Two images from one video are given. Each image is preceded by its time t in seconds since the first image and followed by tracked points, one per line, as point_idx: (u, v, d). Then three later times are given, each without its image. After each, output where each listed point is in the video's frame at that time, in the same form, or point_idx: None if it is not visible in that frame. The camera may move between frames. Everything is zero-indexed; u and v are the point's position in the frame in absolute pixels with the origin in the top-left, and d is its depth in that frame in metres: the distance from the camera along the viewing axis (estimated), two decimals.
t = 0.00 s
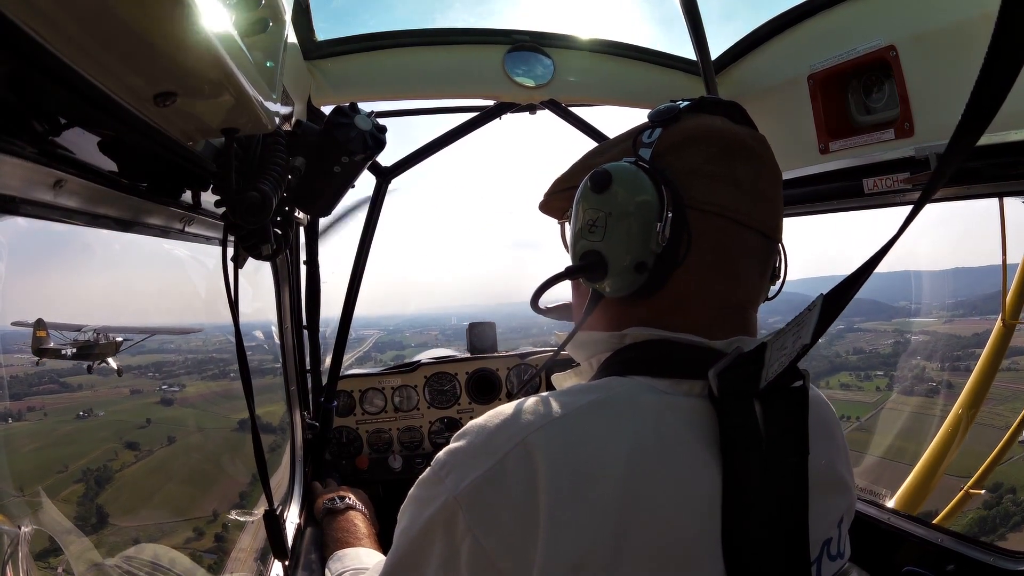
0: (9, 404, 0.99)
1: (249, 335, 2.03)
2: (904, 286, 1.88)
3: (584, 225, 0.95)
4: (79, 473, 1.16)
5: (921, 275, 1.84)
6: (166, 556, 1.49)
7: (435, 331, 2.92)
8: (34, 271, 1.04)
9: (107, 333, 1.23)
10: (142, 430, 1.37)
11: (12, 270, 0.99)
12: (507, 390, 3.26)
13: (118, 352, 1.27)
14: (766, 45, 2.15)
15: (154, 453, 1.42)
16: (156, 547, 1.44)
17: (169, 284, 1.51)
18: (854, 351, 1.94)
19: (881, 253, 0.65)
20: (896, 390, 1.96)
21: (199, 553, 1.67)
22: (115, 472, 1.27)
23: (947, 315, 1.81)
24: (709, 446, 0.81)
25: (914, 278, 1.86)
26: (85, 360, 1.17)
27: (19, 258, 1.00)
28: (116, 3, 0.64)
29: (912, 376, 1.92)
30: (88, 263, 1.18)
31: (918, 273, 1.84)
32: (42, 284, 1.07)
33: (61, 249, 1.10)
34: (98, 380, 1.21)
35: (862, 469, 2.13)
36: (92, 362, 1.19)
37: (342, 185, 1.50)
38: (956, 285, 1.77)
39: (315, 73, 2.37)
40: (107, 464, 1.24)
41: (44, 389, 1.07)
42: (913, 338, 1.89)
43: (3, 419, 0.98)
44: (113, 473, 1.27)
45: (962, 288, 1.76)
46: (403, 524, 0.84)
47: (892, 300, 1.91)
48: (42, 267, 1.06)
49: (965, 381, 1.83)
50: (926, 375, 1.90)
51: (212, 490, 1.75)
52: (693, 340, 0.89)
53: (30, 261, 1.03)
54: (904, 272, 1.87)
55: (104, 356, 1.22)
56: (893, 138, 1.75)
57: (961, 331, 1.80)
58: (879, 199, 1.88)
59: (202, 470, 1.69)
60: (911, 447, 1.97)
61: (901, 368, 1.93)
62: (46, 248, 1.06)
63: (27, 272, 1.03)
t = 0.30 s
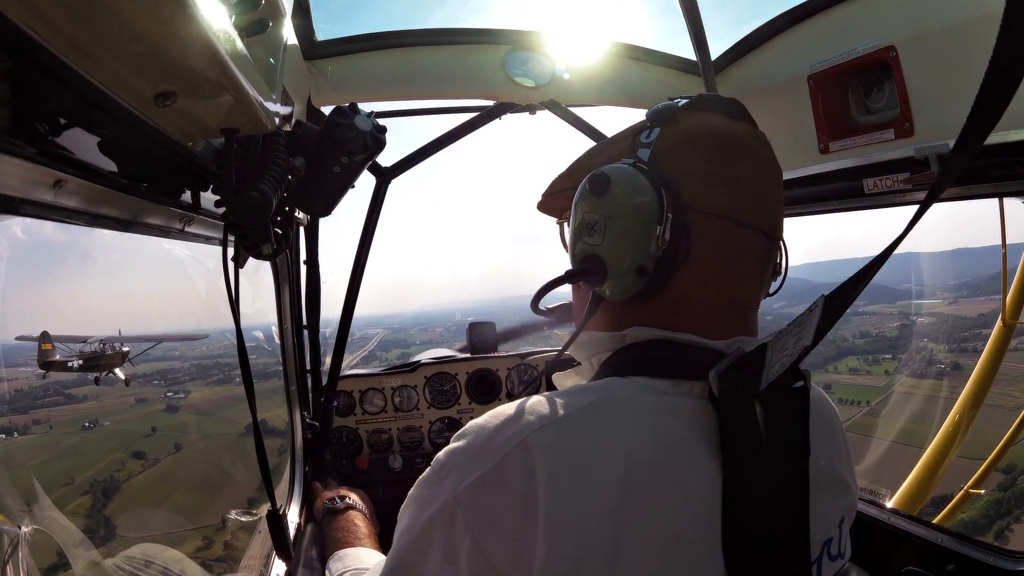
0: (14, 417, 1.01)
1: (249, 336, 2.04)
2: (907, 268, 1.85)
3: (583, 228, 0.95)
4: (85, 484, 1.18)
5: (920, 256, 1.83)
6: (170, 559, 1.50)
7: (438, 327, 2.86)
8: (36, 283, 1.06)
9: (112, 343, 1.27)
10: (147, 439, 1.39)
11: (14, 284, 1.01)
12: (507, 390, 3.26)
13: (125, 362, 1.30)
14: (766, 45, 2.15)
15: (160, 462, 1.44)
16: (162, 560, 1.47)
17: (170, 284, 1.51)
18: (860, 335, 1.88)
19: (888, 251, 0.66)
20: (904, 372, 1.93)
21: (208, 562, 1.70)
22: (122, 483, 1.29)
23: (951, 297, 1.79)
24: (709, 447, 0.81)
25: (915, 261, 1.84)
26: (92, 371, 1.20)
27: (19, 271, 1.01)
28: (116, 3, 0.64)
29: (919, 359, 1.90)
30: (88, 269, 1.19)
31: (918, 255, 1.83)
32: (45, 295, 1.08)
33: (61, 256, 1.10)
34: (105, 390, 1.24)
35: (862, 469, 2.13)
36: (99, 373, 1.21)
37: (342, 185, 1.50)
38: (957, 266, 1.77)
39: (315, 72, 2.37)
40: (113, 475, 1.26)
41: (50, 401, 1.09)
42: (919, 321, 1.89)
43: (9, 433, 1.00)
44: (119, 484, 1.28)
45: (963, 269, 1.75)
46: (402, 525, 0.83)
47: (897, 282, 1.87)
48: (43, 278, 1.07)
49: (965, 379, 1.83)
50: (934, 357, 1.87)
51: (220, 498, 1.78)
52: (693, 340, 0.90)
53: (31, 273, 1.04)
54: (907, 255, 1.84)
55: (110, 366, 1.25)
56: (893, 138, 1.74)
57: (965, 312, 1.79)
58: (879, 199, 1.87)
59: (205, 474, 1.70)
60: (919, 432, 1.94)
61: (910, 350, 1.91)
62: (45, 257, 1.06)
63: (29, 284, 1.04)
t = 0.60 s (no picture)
0: (21, 431, 1.02)
1: (249, 337, 2.03)
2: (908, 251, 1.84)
3: (575, 228, 0.94)
4: (94, 497, 1.19)
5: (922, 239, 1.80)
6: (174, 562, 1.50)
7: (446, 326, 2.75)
8: (38, 294, 1.05)
9: (121, 355, 1.27)
10: (154, 448, 1.40)
11: (17, 296, 1.00)
12: (507, 390, 3.26)
13: (131, 373, 1.31)
14: (767, 45, 2.16)
15: (167, 471, 1.46)
16: (175, 571, 1.49)
17: (171, 286, 1.51)
18: (867, 320, 1.91)
19: (894, 253, 0.66)
20: (914, 356, 1.92)
21: (220, 571, 1.73)
22: (130, 494, 1.31)
23: (955, 279, 1.76)
24: (709, 449, 0.81)
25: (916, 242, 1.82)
26: (100, 384, 1.21)
27: (19, 282, 1.01)
28: (117, 4, 0.64)
29: (927, 341, 1.88)
30: (89, 276, 1.18)
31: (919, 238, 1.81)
32: (48, 307, 1.08)
33: (61, 261, 1.10)
34: (112, 400, 1.25)
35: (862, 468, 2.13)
36: (107, 385, 1.23)
37: (342, 185, 1.50)
38: (959, 250, 1.75)
39: (315, 72, 2.36)
40: (121, 486, 1.28)
41: (56, 414, 1.10)
42: (926, 304, 1.86)
43: (16, 448, 1.01)
44: (126, 495, 1.30)
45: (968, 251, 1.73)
46: (401, 526, 0.83)
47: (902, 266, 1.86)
48: (45, 287, 1.07)
49: (966, 379, 1.83)
50: (942, 339, 1.85)
51: (228, 505, 1.80)
52: (690, 342, 0.90)
53: (33, 283, 1.03)
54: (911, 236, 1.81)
55: (118, 378, 1.26)
56: (893, 138, 1.74)
57: (969, 293, 1.76)
58: (879, 199, 1.88)
59: (209, 478, 1.70)
60: (928, 413, 1.91)
61: (917, 333, 1.90)
62: (46, 265, 1.06)
63: (32, 296, 1.04)
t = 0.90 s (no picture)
0: (25, 437, 1.02)
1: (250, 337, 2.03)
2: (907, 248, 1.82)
3: (575, 230, 0.94)
4: (96, 504, 1.19)
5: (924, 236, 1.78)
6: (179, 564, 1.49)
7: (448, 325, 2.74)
8: (42, 299, 1.05)
9: (129, 361, 1.29)
10: (157, 453, 1.40)
11: (21, 302, 1.01)
12: (507, 389, 3.26)
13: (139, 379, 1.33)
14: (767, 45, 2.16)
15: (171, 476, 1.46)
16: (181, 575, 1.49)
17: (172, 287, 1.51)
18: (873, 316, 1.92)
19: (895, 255, 0.66)
20: (922, 353, 1.89)
21: None
22: (134, 499, 1.31)
23: (958, 275, 1.75)
24: (709, 450, 0.81)
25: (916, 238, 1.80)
26: (108, 390, 1.22)
27: (22, 287, 1.01)
28: (116, 4, 0.64)
29: (932, 337, 1.85)
30: (91, 280, 1.18)
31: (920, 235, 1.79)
32: (52, 313, 1.08)
33: (63, 264, 1.10)
34: (116, 405, 1.26)
35: (863, 469, 2.13)
36: (114, 392, 1.24)
37: (342, 185, 1.49)
38: (959, 248, 1.75)
39: (315, 72, 2.36)
40: (124, 492, 1.28)
41: (60, 419, 1.10)
42: (929, 300, 1.84)
43: (20, 454, 1.01)
44: (131, 501, 1.30)
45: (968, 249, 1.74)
46: (402, 527, 0.83)
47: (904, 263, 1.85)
48: (48, 292, 1.07)
49: (966, 378, 1.83)
50: (950, 335, 1.82)
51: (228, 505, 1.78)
52: (690, 343, 0.89)
53: (36, 288, 1.04)
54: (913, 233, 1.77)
55: (125, 384, 1.28)
56: (893, 138, 1.74)
57: (974, 290, 1.75)
58: (879, 199, 1.88)
59: (211, 480, 1.70)
60: (930, 409, 1.90)
61: (921, 329, 1.87)
62: (48, 269, 1.06)
63: (36, 302, 1.04)
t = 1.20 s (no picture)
0: (24, 434, 1.02)
1: (250, 337, 2.03)
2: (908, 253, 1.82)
3: (577, 229, 0.94)
4: (94, 503, 1.18)
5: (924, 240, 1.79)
6: (178, 562, 1.49)
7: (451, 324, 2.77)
8: (44, 297, 1.06)
9: (131, 362, 1.29)
10: (157, 451, 1.40)
11: (23, 301, 1.01)
12: (507, 389, 3.26)
13: (142, 381, 1.34)
14: (767, 45, 2.16)
15: (170, 475, 1.46)
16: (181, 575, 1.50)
17: (173, 287, 1.51)
18: (877, 320, 1.88)
19: (896, 256, 0.66)
20: (928, 358, 1.88)
21: None
22: (132, 498, 1.31)
23: (962, 279, 1.76)
24: (710, 450, 0.81)
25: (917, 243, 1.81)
26: (110, 392, 1.23)
27: (24, 288, 1.01)
28: (116, 5, 0.64)
29: (936, 341, 1.85)
30: (92, 279, 1.18)
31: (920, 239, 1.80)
32: (55, 312, 1.08)
33: (64, 264, 1.10)
34: (115, 405, 1.25)
35: (863, 469, 2.13)
36: (116, 393, 1.25)
37: (342, 185, 1.49)
38: (960, 252, 1.75)
39: (315, 72, 2.36)
40: (122, 491, 1.27)
41: (60, 417, 1.10)
42: (931, 304, 1.84)
43: (18, 451, 1.00)
44: (129, 500, 1.29)
45: (969, 254, 1.74)
46: (402, 526, 0.83)
47: (905, 267, 1.85)
48: (50, 291, 1.07)
49: (966, 379, 1.82)
50: (954, 339, 1.81)
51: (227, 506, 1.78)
52: (692, 343, 0.89)
53: (37, 287, 1.04)
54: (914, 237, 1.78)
55: (129, 386, 1.28)
56: (893, 138, 1.74)
57: (978, 294, 1.76)
58: (880, 199, 1.87)
59: (211, 479, 1.70)
60: (928, 412, 1.90)
61: (924, 332, 1.87)
62: (49, 269, 1.06)
63: (38, 301, 1.04)
